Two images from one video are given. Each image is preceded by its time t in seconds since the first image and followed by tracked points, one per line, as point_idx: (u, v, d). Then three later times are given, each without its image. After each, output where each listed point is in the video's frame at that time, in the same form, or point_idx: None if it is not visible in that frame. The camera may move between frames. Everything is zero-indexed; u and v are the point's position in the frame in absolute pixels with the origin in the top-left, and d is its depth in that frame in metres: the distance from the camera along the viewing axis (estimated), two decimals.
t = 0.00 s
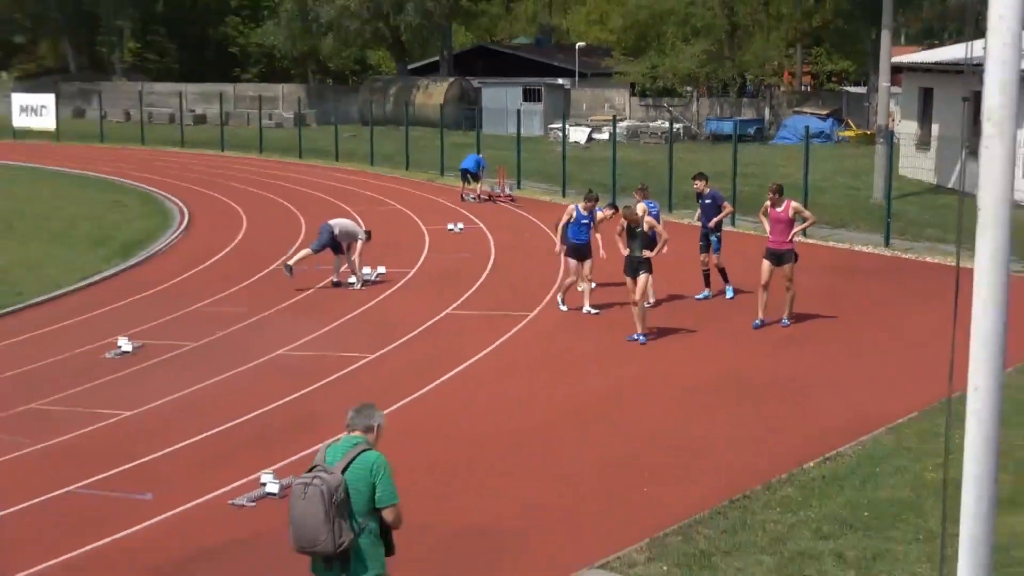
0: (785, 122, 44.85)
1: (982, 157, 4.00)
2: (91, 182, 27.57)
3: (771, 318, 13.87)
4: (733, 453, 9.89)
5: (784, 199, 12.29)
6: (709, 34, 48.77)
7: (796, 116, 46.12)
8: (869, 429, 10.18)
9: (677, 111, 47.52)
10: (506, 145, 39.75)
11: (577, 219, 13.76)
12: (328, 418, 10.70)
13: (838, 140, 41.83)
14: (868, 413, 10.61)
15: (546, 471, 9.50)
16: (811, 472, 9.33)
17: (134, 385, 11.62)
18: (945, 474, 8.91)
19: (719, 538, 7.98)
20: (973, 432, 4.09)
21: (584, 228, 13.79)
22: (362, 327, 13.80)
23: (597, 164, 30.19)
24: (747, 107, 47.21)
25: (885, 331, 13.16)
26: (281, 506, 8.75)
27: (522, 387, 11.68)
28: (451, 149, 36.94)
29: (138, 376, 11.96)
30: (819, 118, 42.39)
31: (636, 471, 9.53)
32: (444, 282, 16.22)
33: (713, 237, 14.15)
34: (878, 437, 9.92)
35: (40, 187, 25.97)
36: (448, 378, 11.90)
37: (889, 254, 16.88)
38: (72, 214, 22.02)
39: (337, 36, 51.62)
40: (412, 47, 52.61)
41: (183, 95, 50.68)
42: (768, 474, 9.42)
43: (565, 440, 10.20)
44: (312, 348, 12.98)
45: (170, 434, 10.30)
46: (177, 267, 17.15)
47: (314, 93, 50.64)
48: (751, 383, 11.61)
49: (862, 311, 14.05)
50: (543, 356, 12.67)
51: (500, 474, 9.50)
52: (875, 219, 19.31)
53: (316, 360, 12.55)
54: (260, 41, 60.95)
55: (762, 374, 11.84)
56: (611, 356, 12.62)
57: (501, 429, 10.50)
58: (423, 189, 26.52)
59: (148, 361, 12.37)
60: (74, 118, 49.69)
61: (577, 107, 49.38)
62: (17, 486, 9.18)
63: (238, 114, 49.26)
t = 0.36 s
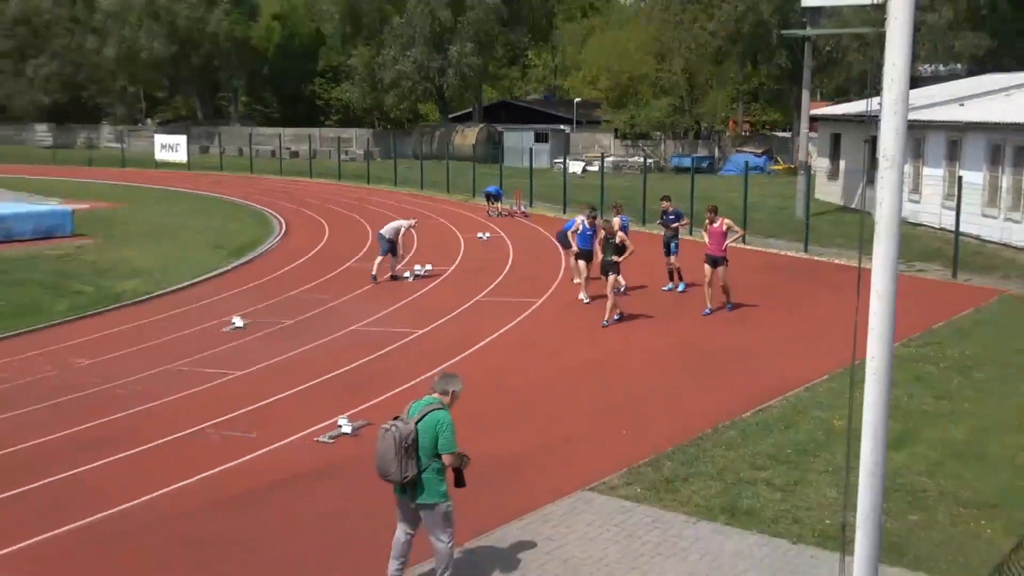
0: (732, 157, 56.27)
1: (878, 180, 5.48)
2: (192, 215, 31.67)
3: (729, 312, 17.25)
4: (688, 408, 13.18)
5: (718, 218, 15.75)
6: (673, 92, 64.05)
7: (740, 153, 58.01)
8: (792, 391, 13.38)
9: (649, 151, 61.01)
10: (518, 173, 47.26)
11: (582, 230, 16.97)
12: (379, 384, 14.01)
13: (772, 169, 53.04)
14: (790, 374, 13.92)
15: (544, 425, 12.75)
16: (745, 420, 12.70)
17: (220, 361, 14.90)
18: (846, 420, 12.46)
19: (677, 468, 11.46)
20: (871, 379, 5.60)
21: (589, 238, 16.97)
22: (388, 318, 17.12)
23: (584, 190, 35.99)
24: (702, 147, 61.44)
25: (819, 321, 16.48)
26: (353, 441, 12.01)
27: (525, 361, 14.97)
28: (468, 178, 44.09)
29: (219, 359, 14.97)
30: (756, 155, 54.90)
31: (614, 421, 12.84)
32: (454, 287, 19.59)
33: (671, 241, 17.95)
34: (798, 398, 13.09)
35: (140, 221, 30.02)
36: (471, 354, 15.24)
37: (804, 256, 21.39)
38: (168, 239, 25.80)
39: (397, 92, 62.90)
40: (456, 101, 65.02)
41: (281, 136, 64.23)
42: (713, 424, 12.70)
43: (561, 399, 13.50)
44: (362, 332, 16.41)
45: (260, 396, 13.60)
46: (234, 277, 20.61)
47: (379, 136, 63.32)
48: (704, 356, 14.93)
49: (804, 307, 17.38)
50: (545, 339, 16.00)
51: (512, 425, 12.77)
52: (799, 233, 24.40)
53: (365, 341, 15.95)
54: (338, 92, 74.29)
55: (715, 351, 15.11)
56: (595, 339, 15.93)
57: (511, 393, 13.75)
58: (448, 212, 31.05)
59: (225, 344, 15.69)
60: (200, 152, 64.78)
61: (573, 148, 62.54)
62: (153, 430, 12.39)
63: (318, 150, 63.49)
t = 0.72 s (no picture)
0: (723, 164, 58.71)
1: (855, 183, 5.56)
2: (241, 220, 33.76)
3: (726, 311, 18.54)
4: (684, 387, 14.40)
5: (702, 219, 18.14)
6: (671, 105, 67.05)
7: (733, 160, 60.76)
8: (783, 376, 14.54)
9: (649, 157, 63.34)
10: (530, 177, 49.60)
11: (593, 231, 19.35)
12: (403, 373, 15.26)
13: (756, 173, 55.55)
14: (779, 364, 15.19)
15: (554, 404, 13.91)
16: (737, 397, 13.82)
17: (258, 354, 16.32)
18: (828, 399, 13.42)
19: (675, 441, 12.32)
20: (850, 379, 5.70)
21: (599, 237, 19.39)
22: (408, 320, 18.54)
23: (596, 194, 38.17)
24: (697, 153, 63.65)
25: (811, 319, 17.72)
26: (383, 417, 13.31)
27: (538, 351, 16.30)
28: (481, 182, 46.35)
29: (263, 343, 17.05)
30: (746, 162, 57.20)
31: (617, 398, 14.06)
32: (470, 290, 21.02)
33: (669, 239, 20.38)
34: (788, 383, 14.23)
35: (189, 228, 32.08)
36: (485, 348, 16.53)
37: (787, 250, 24.24)
38: (212, 245, 27.73)
39: (423, 104, 65.64)
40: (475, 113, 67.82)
41: (321, 144, 66.82)
42: (706, 400, 13.86)
43: (568, 382, 14.74)
44: (385, 330, 17.78)
45: (295, 379, 15.02)
46: (266, 283, 22.17)
47: (407, 144, 66.18)
48: (701, 348, 16.20)
49: (798, 307, 18.63)
50: (555, 334, 17.30)
51: (523, 401, 14.03)
52: (784, 231, 27.25)
53: (389, 338, 17.30)
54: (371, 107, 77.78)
55: (712, 345, 16.36)
56: (601, 333, 17.27)
57: (524, 379, 14.95)
58: (465, 217, 32.78)
59: (262, 341, 17.18)
60: (250, 158, 67.49)
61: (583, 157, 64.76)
62: (201, 408, 13.76)
63: (354, 156, 66.31)
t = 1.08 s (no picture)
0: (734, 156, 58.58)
1: (866, 174, 5.58)
2: (252, 213, 33.83)
3: (736, 303, 18.54)
4: (694, 379, 14.43)
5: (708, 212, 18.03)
6: (682, 97, 67.03)
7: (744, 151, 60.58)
8: (792, 368, 14.53)
9: (660, 149, 63.06)
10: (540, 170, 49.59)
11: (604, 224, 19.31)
12: (413, 366, 15.31)
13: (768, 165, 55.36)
14: (788, 355, 15.22)
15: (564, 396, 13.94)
16: (748, 388, 13.83)
17: (270, 348, 16.40)
18: (840, 391, 13.41)
19: (687, 433, 12.33)
20: (860, 369, 5.72)
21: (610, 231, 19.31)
22: (419, 313, 18.60)
23: (605, 187, 38.20)
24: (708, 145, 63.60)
25: (820, 311, 17.71)
26: (394, 410, 13.37)
27: (549, 344, 16.33)
28: (491, 175, 46.43)
29: (275, 336, 17.14)
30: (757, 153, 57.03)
31: (627, 390, 14.09)
32: (480, 283, 21.07)
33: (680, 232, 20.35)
34: (797, 374, 14.24)
35: (200, 221, 32.15)
36: (494, 341, 16.55)
37: (798, 242, 24.20)
38: (223, 239, 27.82)
39: (434, 97, 65.82)
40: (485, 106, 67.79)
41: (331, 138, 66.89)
42: (717, 391, 13.89)
43: (578, 375, 14.77)
44: (395, 323, 17.82)
45: (307, 372, 15.10)
46: (276, 277, 22.23)
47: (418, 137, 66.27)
48: (712, 340, 16.22)
49: (807, 299, 18.63)
50: (565, 327, 17.32)
51: (534, 393, 14.06)
52: (795, 222, 27.18)
53: (398, 331, 17.34)
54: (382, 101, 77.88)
55: (722, 337, 16.36)
56: (612, 325, 17.32)
57: (534, 371, 14.98)
58: (475, 210, 32.84)
59: (274, 334, 17.27)
60: (262, 153, 67.70)
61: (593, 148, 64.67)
62: (214, 401, 13.85)
63: (365, 149, 66.38)
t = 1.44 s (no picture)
0: (743, 148, 58.44)
1: (875, 168, 5.57)
2: (262, 207, 33.88)
3: (745, 296, 18.54)
4: (704, 373, 14.40)
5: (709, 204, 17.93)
6: (690, 90, 66.90)
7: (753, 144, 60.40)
8: (801, 361, 14.52)
9: (669, 142, 62.82)
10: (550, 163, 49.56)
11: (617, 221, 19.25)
12: (422, 360, 15.33)
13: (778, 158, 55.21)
14: (798, 349, 15.19)
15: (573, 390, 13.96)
16: (757, 381, 13.82)
17: (279, 343, 16.44)
18: (850, 384, 13.39)
19: (697, 426, 12.32)
20: (870, 362, 5.71)
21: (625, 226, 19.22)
22: (428, 307, 18.61)
23: (614, 181, 38.16)
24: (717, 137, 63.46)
25: (829, 304, 17.69)
26: (404, 404, 13.39)
27: (558, 338, 16.32)
28: (500, 169, 46.48)
29: (284, 331, 17.18)
30: (767, 146, 56.85)
31: (637, 384, 14.08)
32: (490, 277, 21.06)
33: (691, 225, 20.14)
34: (806, 367, 14.23)
35: (210, 216, 32.22)
36: (502, 336, 16.56)
37: (808, 235, 24.15)
38: (233, 234, 27.87)
39: (443, 91, 65.56)
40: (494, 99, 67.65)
41: (340, 132, 66.91)
42: (727, 385, 13.88)
43: (587, 369, 14.78)
44: (404, 318, 17.85)
45: (316, 366, 15.14)
46: (285, 271, 22.27)
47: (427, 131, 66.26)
48: (721, 334, 16.19)
49: (817, 291, 18.63)
50: (574, 321, 17.34)
51: (543, 387, 14.06)
52: (806, 215, 27.09)
53: (406, 325, 17.37)
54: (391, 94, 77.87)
55: (731, 331, 16.36)
56: (621, 319, 17.31)
57: (543, 365, 15.00)
58: (484, 203, 32.88)
59: (283, 329, 17.31)
60: (271, 147, 67.81)
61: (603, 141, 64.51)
62: (224, 395, 13.88)
63: (374, 143, 66.42)
